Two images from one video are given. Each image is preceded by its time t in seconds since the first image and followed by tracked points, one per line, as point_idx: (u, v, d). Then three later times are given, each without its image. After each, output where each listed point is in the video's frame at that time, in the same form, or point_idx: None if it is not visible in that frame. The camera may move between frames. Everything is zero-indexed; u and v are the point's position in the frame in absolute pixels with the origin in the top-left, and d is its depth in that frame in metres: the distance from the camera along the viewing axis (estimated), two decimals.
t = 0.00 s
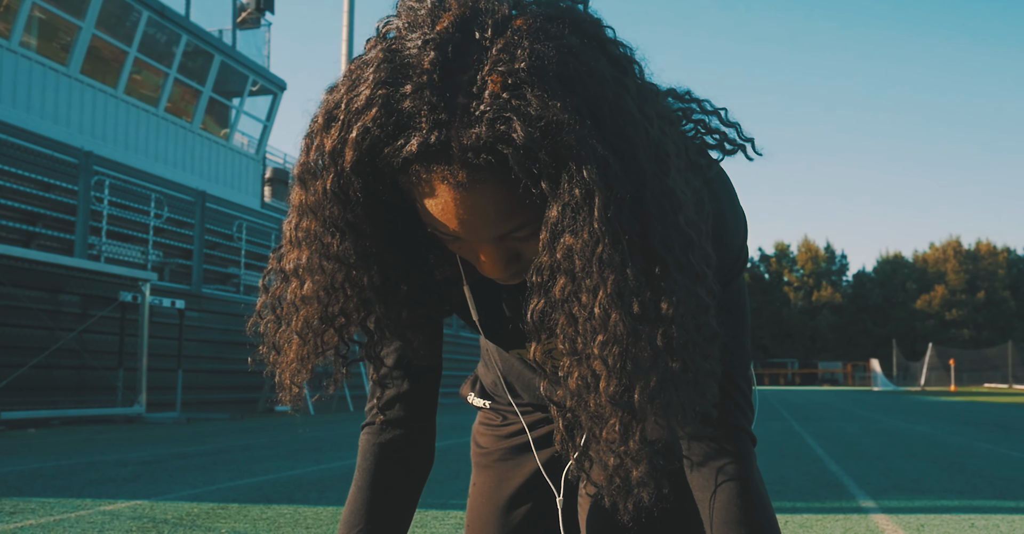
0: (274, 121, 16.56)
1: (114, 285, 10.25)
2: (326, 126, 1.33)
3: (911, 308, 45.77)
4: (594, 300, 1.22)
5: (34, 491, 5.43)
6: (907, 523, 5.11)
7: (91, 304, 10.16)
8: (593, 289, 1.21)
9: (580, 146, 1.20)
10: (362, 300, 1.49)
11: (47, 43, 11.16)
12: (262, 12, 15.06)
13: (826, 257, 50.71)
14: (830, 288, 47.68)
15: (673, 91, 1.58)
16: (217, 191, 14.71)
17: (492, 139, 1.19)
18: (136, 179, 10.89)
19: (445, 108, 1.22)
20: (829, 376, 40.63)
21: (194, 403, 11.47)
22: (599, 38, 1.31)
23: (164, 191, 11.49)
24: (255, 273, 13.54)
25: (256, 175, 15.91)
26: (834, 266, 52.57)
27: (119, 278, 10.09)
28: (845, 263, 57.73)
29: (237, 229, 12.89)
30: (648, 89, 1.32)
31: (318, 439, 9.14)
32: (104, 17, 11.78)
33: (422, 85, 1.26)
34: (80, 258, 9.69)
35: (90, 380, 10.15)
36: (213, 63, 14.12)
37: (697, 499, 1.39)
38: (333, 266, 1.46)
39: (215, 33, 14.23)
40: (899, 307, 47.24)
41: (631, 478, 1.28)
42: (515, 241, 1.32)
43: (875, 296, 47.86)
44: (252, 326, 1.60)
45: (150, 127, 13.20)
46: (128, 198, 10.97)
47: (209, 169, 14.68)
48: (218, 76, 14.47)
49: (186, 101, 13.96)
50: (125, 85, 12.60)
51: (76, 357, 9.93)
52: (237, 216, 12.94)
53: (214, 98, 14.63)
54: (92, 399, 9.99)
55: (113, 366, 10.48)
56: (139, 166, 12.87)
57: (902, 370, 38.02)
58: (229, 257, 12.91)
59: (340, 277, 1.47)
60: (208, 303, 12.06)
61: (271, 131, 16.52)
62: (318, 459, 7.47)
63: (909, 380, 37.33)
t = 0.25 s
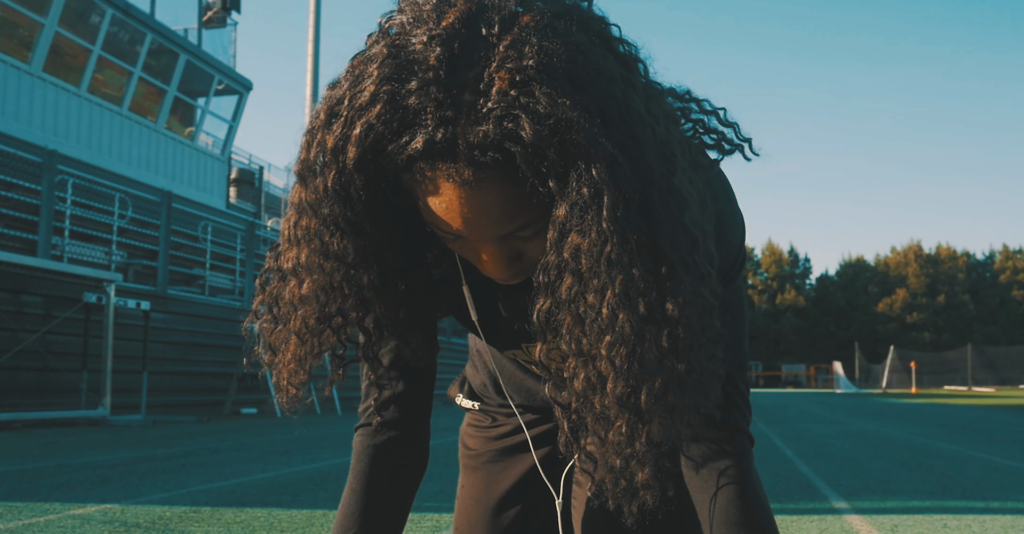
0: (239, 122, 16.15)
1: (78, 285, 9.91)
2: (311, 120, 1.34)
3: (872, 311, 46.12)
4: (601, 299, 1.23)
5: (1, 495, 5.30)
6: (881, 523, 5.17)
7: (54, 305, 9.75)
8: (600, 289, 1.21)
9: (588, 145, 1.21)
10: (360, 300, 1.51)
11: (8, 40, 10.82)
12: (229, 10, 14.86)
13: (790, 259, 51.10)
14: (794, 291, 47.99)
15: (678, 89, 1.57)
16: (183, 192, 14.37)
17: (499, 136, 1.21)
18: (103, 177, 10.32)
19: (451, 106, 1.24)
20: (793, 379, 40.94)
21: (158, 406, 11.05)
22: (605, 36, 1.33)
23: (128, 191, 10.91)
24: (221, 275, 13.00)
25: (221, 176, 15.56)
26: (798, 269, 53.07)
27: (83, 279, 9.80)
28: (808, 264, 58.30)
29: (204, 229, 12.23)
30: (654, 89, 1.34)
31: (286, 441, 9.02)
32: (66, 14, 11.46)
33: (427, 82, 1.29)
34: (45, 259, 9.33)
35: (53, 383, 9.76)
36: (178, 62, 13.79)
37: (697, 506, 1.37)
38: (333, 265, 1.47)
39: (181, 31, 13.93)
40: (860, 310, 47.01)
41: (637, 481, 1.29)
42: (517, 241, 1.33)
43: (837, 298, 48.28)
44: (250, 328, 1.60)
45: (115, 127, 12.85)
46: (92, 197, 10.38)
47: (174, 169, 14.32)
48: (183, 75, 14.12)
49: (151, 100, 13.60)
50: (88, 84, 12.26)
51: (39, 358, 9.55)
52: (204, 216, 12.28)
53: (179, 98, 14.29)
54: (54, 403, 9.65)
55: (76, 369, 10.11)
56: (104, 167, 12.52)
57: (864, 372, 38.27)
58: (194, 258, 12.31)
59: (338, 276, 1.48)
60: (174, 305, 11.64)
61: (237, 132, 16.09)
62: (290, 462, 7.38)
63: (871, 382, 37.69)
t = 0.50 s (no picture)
0: (208, 118, 15.87)
1: (42, 283, 9.66)
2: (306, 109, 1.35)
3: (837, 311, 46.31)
4: (601, 291, 1.22)
5: None
6: (855, 521, 5.22)
7: (18, 302, 9.51)
8: (601, 281, 1.21)
9: (591, 136, 1.21)
10: (351, 295, 1.51)
11: None
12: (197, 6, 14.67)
13: (757, 259, 51.48)
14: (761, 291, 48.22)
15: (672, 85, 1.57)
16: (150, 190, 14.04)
17: (499, 126, 1.20)
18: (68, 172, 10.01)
19: (450, 94, 1.23)
20: (760, 377, 41.29)
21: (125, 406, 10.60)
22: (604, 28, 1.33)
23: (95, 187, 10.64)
24: (189, 273, 12.54)
25: (190, 173, 15.26)
26: (765, 269, 53.54)
27: (48, 277, 9.53)
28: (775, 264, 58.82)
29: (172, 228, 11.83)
30: (653, 81, 1.34)
31: (257, 440, 8.93)
32: (31, 8, 11.19)
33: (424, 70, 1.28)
34: (8, 255, 9.05)
35: (16, 381, 9.49)
36: (144, 57, 13.56)
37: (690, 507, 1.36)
38: (326, 258, 1.47)
39: (148, 27, 13.68)
40: (826, 310, 46.66)
41: (635, 475, 1.29)
42: (512, 234, 1.32)
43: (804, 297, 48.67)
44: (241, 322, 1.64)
45: (81, 121, 12.54)
46: (56, 193, 10.05)
47: (140, 166, 13.97)
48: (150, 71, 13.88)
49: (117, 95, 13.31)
50: (53, 79, 11.97)
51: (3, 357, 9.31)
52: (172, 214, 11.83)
53: (146, 93, 14.03)
54: (19, 401, 9.39)
55: (41, 367, 9.86)
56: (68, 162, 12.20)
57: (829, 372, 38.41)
58: (161, 256, 11.88)
59: (329, 271, 1.49)
60: (141, 303, 11.29)
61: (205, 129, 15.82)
62: (262, 461, 7.29)
63: (836, 380, 38.04)
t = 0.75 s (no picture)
0: (179, 117, 15.70)
1: (11, 282, 9.40)
2: (304, 81, 1.38)
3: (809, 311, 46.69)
4: (602, 265, 1.24)
5: None
6: (835, 519, 5.26)
7: None
8: (602, 254, 1.22)
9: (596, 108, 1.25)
10: (343, 280, 1.50)
11: None
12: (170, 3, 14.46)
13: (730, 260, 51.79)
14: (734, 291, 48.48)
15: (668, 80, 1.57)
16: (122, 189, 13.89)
17: (503, 97, 1.23)
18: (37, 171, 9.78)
19: (452, 67, 1.27)
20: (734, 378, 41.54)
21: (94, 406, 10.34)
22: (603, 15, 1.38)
23: (65, 184, 10.24)
24: (160, 273, 12.30)
25: (161, 171, 15.06)
26: (739, 269, 53.89)
27: (16, 276, 9.26)
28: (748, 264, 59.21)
29: (144, 227, 11.71)
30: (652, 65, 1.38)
31: (232, 440, 8.85)
32: None
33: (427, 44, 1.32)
34: None
35: None
36: (116, 55, 13.35)
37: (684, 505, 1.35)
38: (320, 240, 1.48)
39: (119, 24, 13.46)
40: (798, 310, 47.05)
41: (629, 455, 1.30)
42: (510, 216, 1.33)
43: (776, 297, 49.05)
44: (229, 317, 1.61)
45: (50, 119, 12.30)
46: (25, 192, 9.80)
47: (111, 165, 13.81)
48: (122, 69, 13.68)
49: (87, 93, 13.09)
50: (22, 76, 11.73)
51: None
52: (144, 213, 11.71)
53: (117, 91, 13.81)
54: None
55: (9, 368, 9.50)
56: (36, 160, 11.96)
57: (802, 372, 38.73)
58: (132, 255, 11.68)
59: (321, 257, 1.49)
60: (112, 303, 11.04)
61: (177, 127, 15.67)
62: (237, 462, 7.22)
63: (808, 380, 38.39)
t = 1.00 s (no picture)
0: (158, 115, 15.54)
1: None
2: (308, 59, 1.42)
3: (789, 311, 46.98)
4: (609, 239, 1.28)
5: None
6: (819, 518, 5.28)
7: None
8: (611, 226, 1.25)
9: (602, 82, 1.29)
10: (341, 265, 1.50)
11: None
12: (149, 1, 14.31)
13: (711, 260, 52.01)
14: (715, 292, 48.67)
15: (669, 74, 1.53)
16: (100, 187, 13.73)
17: (508, 69, 1.28)
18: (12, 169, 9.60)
19: (457, 40, 1.31)
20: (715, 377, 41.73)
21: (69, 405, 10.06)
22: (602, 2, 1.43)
23: (43, 183, 10.12)
24: (139, 272, 11.93)
25: (139, 170, 14.87)
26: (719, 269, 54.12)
27: None
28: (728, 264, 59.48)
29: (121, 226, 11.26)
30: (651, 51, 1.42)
31: (210, 441, 8.75)
32: None
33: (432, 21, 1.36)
34: None
35: None
36: (94, 53, 13.19)
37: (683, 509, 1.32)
38: (318, 224, 1.47)
39: (97, 21, 13.31)
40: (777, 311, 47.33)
41: (636, 438, 1.31)
42: (511, 199, 1.36)
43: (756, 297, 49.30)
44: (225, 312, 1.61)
45: (26, 116, 12.14)
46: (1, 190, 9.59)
47: (88, 163, 13.63)
48: (100, 66, 13.51)
49: (64, 90, 12.93)
50: None
51: None
52: (122, 211, 11.25)
53: (95, 89, 13.66)
54: None
55: None
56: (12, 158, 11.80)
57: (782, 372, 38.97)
58: (110, 254, 11.23)
59: (317, 243, 1.48)
60: (91, 302, 10.80)
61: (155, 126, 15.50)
62: (217, 462, 7.13)
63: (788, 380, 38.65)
